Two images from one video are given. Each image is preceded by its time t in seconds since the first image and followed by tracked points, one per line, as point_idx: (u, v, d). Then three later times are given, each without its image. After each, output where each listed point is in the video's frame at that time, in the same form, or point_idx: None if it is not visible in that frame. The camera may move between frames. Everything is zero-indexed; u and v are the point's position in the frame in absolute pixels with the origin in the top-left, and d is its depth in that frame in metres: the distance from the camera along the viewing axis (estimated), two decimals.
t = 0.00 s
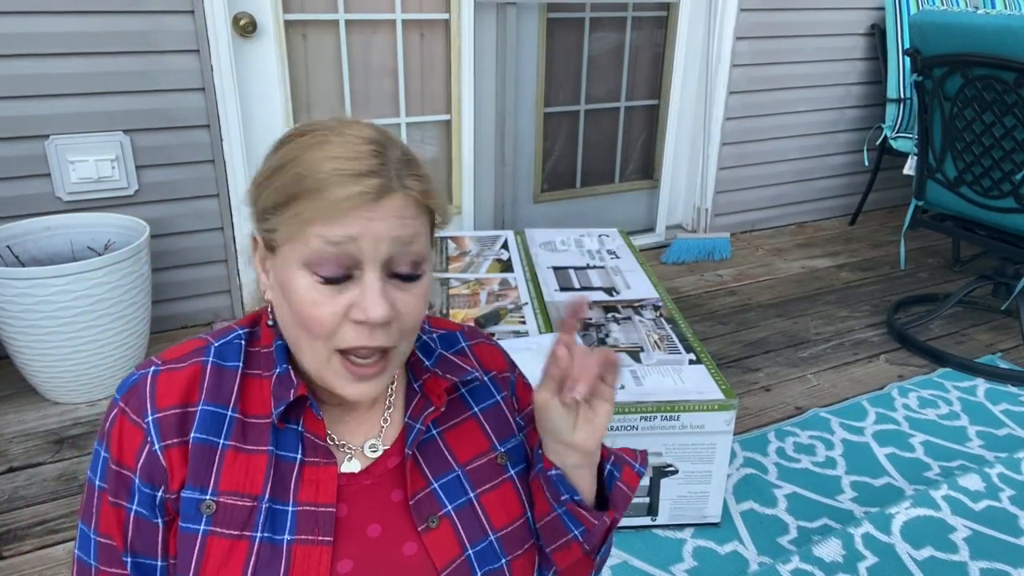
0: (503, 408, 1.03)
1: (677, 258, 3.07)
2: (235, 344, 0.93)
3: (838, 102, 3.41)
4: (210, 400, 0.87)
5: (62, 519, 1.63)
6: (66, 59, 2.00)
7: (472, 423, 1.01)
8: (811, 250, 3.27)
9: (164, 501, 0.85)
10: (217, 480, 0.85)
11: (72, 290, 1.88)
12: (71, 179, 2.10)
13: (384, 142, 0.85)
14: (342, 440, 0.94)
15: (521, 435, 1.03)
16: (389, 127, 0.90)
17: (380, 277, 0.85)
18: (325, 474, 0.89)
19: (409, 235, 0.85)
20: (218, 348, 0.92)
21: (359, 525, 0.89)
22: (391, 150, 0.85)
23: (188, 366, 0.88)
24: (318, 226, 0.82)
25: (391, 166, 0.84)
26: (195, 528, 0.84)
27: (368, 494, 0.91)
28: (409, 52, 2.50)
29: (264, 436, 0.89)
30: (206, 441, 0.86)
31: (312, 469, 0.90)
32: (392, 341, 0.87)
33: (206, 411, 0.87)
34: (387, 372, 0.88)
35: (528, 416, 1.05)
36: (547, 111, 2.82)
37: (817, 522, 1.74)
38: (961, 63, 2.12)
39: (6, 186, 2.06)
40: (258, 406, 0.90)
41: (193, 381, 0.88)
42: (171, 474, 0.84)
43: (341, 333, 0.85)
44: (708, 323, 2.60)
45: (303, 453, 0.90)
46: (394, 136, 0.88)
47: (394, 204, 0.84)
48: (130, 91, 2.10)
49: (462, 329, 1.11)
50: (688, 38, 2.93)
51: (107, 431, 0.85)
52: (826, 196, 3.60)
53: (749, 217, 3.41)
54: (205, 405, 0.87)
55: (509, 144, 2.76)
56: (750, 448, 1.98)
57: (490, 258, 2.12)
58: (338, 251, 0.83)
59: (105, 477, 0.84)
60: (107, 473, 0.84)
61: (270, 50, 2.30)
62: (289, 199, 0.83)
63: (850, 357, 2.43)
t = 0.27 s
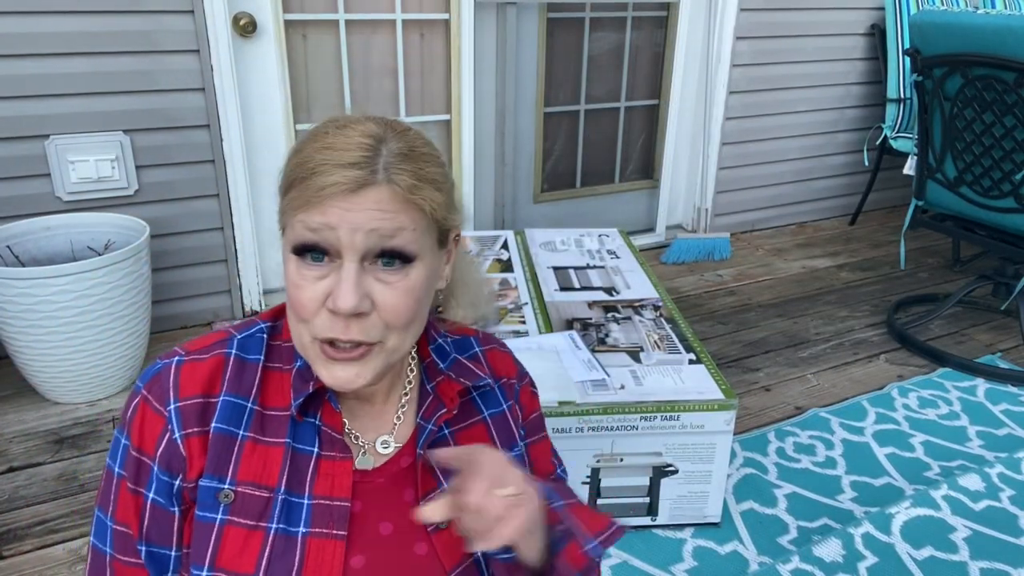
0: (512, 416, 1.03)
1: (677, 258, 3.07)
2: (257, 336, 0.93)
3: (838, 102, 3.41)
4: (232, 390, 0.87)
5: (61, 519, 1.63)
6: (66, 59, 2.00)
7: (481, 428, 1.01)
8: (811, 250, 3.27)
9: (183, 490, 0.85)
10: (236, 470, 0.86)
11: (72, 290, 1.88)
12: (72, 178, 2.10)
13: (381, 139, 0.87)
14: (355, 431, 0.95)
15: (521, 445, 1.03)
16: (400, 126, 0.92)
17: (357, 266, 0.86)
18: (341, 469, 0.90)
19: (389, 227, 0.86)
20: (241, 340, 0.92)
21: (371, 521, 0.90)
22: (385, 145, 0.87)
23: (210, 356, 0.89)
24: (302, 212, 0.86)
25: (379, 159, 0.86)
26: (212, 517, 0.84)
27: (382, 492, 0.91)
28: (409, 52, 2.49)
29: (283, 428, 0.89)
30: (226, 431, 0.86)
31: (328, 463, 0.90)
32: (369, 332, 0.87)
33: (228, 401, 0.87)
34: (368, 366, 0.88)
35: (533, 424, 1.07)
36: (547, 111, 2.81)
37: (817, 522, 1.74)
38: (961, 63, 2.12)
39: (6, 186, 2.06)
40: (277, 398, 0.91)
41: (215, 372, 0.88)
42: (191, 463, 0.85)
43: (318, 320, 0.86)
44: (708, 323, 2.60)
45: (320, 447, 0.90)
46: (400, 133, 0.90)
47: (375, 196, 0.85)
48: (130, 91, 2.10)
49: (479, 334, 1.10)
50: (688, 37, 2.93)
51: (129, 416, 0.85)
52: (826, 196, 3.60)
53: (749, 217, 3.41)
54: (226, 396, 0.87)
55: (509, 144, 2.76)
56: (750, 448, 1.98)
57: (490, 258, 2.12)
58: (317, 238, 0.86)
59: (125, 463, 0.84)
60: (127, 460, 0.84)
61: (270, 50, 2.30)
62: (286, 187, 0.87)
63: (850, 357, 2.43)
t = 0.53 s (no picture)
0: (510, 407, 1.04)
1: (677, 258, 3.06)
2: (263, 333, 0.96)
3: (838, 102, 3.41)
4: (235, 384, 0.90)
5: (62, 519, 1.63)
6: (66, 59, 2.00)
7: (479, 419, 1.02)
8: (811, 250, 3.27)
9: (187, 483, 0.86)
10: (239, 462, 0.87)
11: (72, 290, 1.88)
12: (72, 178, 2.10)
13: (382, 133, 0.88)
14: (359, 425, 0.98)
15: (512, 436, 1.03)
16: (400, 120, 0.93)
17: (365, 261, 0.86)
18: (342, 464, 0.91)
19: (394, 220, 0.86)
20: (246, 338, 0.95)
21: (370, 517, 0.90)
22: (387, 139, 0.88)
23: (217, 351, 0.91)
24: (309, 209, 0.87)
25: (382, 153, 0.86)
26: (214, 510, 0.85)
27: (380, 486, 0.91)
28: (409, 51, 2.49)
29: (286, 423, 0.91)
30: (229, 424, 0.88)
31: (329, 457, 0.91)
32: (379, 325, 0.87)
33: (231, 395, 0.89)
34: (379, 359, 0.89)
35: (526, 410, 1.05)
36: (547, 111, 2.82)
37: (817, 522, 1.74)
38: (961, 63, 2.12)
39: (6, 186, 2.06)
40: (281, 393, 0.93)
41: (220, 367, 0.90)
42: (195, 455, 0.86)
43: (330, 315, 0.87)
44: (708, 323, 2.60)
45: (321, 442, 0.92)
46: (399, 127, 0.91)
47: (380, 189, 0.86)
48: (130, 91, 2.10)
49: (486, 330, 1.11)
50: (688, 37, 2.93)
51: (138, 410, 0.87)
52: (826, 196, 3.60)
53: (749, 217, 3.41)
54: (230, 390, 0.89)
55: (509, 144, 2.76)
56: (750, 448, 1.98)
57: (490, 258, 2.12)
58: (323, 234, 0.86)
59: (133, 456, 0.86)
60: (134, 453, 0.86)
61: (270, 49, 2.29)
62: (292, 185, 0.89)
63: (851, 357, 2.43)
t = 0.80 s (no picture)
0: (503, 399, 1.01)
1: (677, 258, 3.07)
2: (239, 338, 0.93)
3: (838, 102, 3.41)
4: (211, 392, 0.87)
5: (62, 519, 1.63)
6: (66, 59, 2.00)
7: (472, 414, 0.99)
8: (811, 250, 3.27)
9: (167, 492, 0.85)
10: (219, 469, 0.85)
11: (72, 290, 1.88)
12: (71, 178, 2.10)
13: (366, 134, 0.86)
14: (341, 428, 0.94)
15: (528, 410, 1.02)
16: (382, 118, 0.91)
17: (347, 263, 0.86)
18: (325, 466, 0.89)
19: (378, 222, 0.86)
20: (222, 343, 0.92)
21: (360, 516, 0.89)
22: (370, 140, 0.86)
23: (191, 359, 0.89)
24: (290, 210, 0.85)
25: (365, 155, 0.85)
26: (197, 517, 0.84)
27: (369, 485, 0.91)
28: (409, 52, 2.50)
29: (265, 429, 0.88)
30: (206, 432, 0.86)
31: (313, 459, 0.89)
32: (361, 328, 0.87)
33: (207, 403, 0.87)
34: (360, 361, 0.88)
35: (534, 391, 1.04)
36: (548, 111, 2.82)
37: (817, 522, 1.74)
38: (961, 63, 2.12)
39: (6, 186, 2.06)
40: (260, 397, 0.90)
41: (196, 375, 0.88)
42: (172, 465, 0.84)
43: (310, 317, 0.86)
44: (708, 323, 2.60)
45: (304, 444, 0.89)
46: (382, 126, 0.89)
47: (363, 192, 0.84)
48: (130, 90, 2.10)
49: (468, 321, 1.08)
50: (688, 37, 2.93)
51: (114, 422, 0.86)
52: (826, 196, 3.60)
53: (749, 217, 3.41)
54: (206, 397, 0.87)
55: (509, 144, 2.76)
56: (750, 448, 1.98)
57: (490, 258, 2.12)
58: (305, 236, 0.85)
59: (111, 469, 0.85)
60: (112, 464, 0.84)
61: (270, 49, 2.30)
62: (271, 185, 0.86)
63: (850, 357, 2.43)
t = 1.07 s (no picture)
0: (486, 397, 1.00)
1: (677, 258, 3.07)
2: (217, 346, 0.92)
3: (838, 102, 3.41)
4: (189, 400, 0.86)
5: (62, 519, 1.63)
6: (66, 59, 2.00)
7: (455, 411, 0.99)
8: (811, 250, 3.27)
9: (146, 503, 0.83)
10: (198, 478, 0.84)
11: (72, 290, 1.88)
12: (71, 179, 2.10)
13: (340, 133, 0.86)
14: (323, 432, 0.94)
15: (531, 386, 1.04)
16: (356, 119, 0.91)
17: (325, 264, 0.85)
18: (305, 472, 0.89)
19: (356, 222, 0.86)
20: (200, 351, 0.91)
21: (342, 518, 0.89)
22: (346, 140, 0.86)
23: (168, 368, 0.87)
24: (265, 212, 0.84)
25: (341, 155, 0.85)
26: (177, 527, 0.82)
27: (350, 488, 0.91)
28: (409, 52, 2.50)
29: (245, 437, 0.87)
30: (184, 442, 0.84)
31: (293, 467, 0.89)
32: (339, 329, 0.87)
33: (185, 412, 0.85)
34: (338, 362, 0.87)
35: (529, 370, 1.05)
36: (548, 111, 2.81)
37: (817, 522, 1.74)
38: (961, 63, 2.12)
39: (6, 186, 2.06)
40: (239, 405, 0.89)
41: (173, 384, 0.86)
42: (150, 476, 0.83)
43: (288, 320, 0.85)
44: (708, 323, 2.60)
45: (284, 451, 0.89)
46: (356, 126, 0.89)
47: (340, 192, 0.84)
48: (130, 90, 2.10)
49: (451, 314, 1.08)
50: (688, 37, 2.93)
51: (91, 434, 0.84)
52: (826, 196, 3.60)
53: (749, 217, 3.41)
54: (184, 407, 0.85)
55: (509, 144, 2.75)
56: (750, 448, 1.98)
57: (490, 258, 2.12)
58: (282, 237, 0.85)
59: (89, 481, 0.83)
60: (91, 475, 0.83)
61: (270, 49, 2.30)
62: (245, 186, 0.85)
63: (850, 357, 2.43)
